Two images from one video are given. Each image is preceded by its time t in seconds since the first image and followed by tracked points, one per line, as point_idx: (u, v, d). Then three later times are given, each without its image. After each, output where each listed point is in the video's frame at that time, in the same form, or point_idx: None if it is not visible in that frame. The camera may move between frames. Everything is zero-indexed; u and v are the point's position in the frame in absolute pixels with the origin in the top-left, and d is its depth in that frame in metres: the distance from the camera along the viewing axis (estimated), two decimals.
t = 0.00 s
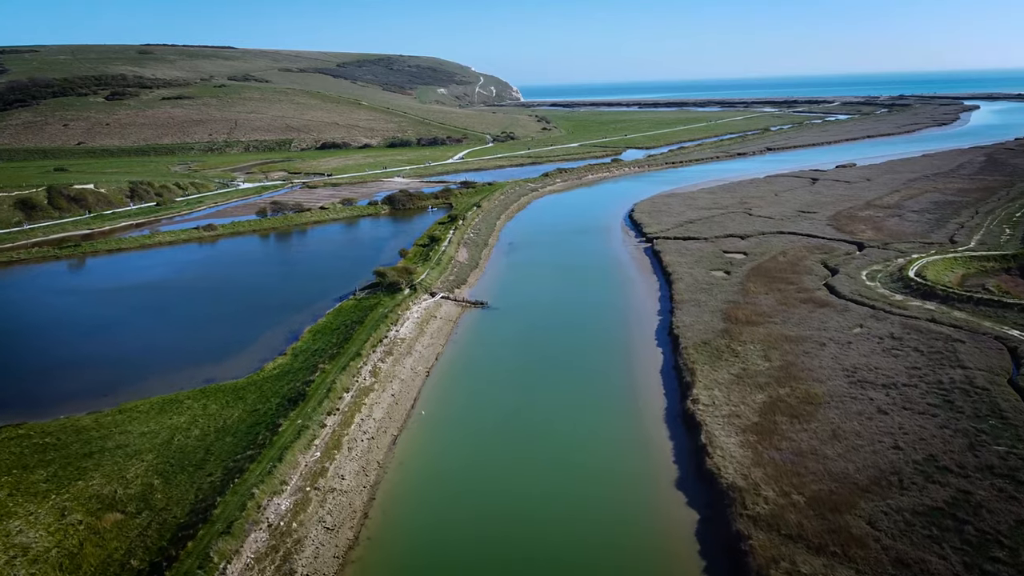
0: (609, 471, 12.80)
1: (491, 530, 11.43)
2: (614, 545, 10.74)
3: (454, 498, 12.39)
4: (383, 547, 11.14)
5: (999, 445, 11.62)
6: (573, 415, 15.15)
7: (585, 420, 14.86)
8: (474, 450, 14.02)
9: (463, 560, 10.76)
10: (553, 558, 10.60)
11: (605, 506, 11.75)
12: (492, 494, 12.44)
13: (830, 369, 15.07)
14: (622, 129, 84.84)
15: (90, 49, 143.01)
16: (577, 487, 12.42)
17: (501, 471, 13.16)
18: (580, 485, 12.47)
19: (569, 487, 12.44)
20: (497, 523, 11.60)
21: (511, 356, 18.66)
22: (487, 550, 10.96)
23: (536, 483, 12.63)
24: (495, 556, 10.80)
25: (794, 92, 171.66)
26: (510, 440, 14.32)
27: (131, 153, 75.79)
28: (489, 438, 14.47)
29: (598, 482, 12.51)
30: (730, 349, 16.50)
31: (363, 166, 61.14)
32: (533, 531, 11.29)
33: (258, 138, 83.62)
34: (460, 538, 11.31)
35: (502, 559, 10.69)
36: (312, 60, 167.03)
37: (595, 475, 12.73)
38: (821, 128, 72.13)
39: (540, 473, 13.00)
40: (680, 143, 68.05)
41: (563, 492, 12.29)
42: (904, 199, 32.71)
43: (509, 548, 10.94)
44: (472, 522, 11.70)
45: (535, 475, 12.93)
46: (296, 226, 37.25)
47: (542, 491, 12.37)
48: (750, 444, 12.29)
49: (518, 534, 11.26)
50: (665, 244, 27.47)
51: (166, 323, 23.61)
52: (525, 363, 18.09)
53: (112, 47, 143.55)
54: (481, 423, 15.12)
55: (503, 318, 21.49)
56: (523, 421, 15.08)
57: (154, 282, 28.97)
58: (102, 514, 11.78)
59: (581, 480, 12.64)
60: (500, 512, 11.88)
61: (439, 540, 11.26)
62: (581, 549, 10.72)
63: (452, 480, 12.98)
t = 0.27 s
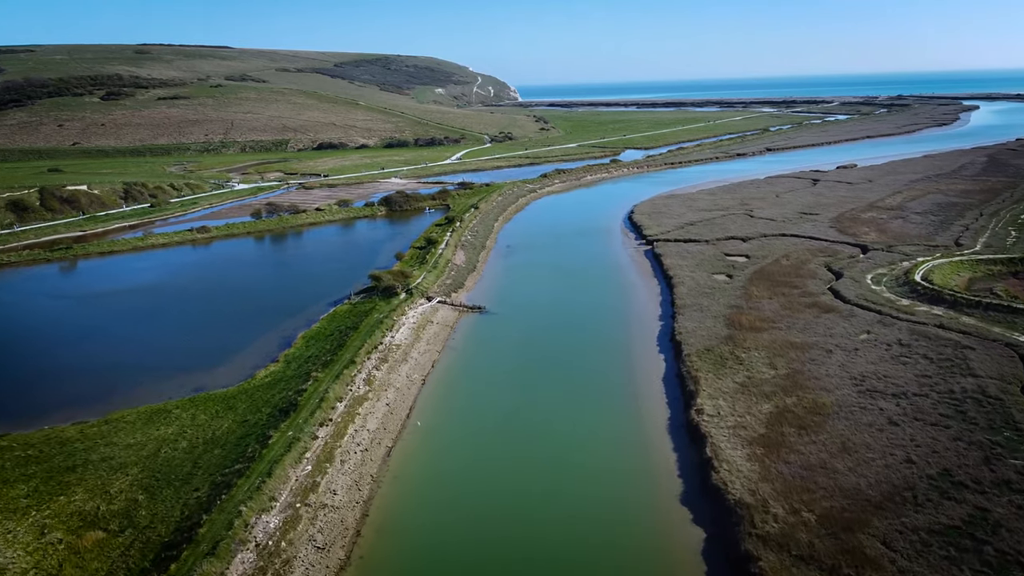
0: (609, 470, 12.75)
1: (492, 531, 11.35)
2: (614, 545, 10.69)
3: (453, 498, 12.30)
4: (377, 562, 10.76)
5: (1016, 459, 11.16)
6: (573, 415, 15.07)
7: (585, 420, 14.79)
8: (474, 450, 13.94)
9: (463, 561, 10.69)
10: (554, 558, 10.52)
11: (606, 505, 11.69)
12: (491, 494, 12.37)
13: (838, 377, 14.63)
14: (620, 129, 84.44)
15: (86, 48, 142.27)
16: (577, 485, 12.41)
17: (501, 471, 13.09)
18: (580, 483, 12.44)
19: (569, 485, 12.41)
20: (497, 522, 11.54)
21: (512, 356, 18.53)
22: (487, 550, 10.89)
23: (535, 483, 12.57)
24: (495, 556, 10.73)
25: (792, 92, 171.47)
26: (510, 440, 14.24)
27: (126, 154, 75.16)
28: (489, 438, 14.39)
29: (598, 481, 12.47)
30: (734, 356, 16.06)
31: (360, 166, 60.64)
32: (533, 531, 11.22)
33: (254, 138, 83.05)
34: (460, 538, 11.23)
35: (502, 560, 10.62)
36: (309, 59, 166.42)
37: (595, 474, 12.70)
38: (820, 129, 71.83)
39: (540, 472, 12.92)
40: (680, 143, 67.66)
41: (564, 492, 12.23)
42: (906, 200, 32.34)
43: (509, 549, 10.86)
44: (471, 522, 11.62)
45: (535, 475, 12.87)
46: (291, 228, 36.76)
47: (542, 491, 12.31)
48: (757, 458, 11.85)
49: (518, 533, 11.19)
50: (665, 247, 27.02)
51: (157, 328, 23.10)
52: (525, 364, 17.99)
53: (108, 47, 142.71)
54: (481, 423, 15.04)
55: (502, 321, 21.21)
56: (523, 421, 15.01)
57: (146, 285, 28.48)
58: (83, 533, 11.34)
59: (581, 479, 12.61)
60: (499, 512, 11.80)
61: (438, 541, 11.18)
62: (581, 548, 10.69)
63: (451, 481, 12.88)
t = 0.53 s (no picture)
0: (608, 470, 12.81)
1: (492, 531, 11.39)
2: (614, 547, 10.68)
3: (453, 500, 12.33)
4: None
5: None
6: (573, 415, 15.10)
7: (585, 420, 14.85)
8: (474, 450, 13.97)
9: (462, 563, 10.71)
10: (554, 558, 10.58)
11: (606, 505, 11.75)
12: (491, 495, 12.40)
13: (844, 387, 14.17)
14: (617, 129, 84.05)
15: (78, 48, 141.07)
16: (577, 485, 12.44)
17: (501, 472, 13.11)
18: (581, 484, 12.48)
19: (569, 486, 12.45)
20: (496, 523, 11.58)
21: (512, 356, 18.48)
22: (487, 551, 10.92)
23: (534, 483, 12.61)
24: (494, 557, 10.77)
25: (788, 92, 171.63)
26: (510, 441, 14.26)
27: (117, 154, 74.28)
28: (489, 438, 14.43)
29: (598, 481, 12.50)
30: (736, 364, 15.58)
31: (354, 167, 60.01)
32: (533, 531, 11.27)
33: (248, 138, 82.28)
34: (459, 540, 11.26)
35: (501, 560, 10.68)
36: (303, 59, 165.52)
37: (595, 475, 12.72)
38: (817, 129, 71.63)
39: (540, 473, 12.96)
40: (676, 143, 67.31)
41: (564, 491, 12.28)
42: (907, 202, 32.02)
43: (508, 548, 10.93)
44: (471, 523, 11.65)
45: (536, 475, 12.92)
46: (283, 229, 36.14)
47: (541, 491, 12.36)
48: (763, 474, 11.36)
49: (517, 535, 11.23)
50: (663, 249, 26.56)
51: (145, 334, 22.45)
52: (525, 364, 17.96)
53: (100, 46, 141.53)
54: (481, 424, 15.05)
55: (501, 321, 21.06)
56: (523, 421, 15.02)
57: (135, 289, 27.83)
58: (57, 556, 10.76)
59: (581, 479, 12.64)
60: (498, 513, 11.85)
61: (437, 544, 11.18)
62: (581, 550, 10.70)
63: (451, 483, 12.87)
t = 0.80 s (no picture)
0: (608, 469, 12.75)
1: (491, 530, 11.32)
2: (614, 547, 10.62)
3: (453, 499, 12.23)
4: None
5: None
6: (573, 413, 15.01)
7: (584, 418, 14.75)
8: (475, 449, 13.87)
9: (461, 562, 10.62)
10: (554, 558, 10.52)
11: (606, 505, 11.69)
12: (492, 494, 12.31)
13: (850, 397, 13.72)
14: (612, 129, 83.65)
15: (70, 48, 139.85)
16: (577, 484, 12.40)
17: (501, 471, 13.02)
18: (580, 482, 12.44)
19: (569, 484, 12.40)
20: (495, 522, 11.49)
21: (512, 355, 18.34)
22: (487, 550, 10.83)
23: (534, 482, 12.54)
24: (494, 556, 10.69)
25: (782, 92, 171.86)
26: (511, 440, 14.17)
27: (108, 155, 73.36)
28: (489, 436, 14.33)
29: (598, 479, 12.46)
30: (738, 373, 15.10)
31: (347, 168, 59.39)
32: (532, 530, 11.20)
33: (240, 139, 81.49)
34: (459, 539, 11.17)
35: (501, 558, 10.61)
36: (297, 59, 164.60)
37: (594, 473, 12.67)
38: (813, 129, 71.45)
39: (540, 472, 12.88)
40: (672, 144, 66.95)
41: (564, 491, 12.20)
42: (906, 205, 31.73)
43: (508, 547, 10.86)
44: (471, 522, 11.56)
45: (536, 473, 12.85)
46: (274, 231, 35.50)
47: (541, 491, 12.29)
48: (769, 491, 10.88)
49: (517, 533, 11.15)
50: (661, 252, 26.12)
51: (131, 340, 21.78)
52: (525, 362, 17.82)
53: (92, 46, 140.29)
54: (482, 422, 14.94)
55: (501, 320, 20.86)
56: (524, 420, 14.92)
57: (122, 294, 27.13)
58: None
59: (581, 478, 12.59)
60: (498, 511, 11.77)
61: (436, 544, 11.07)
62: (581, 549, 10.66)
63: (451, 482, 12.77)
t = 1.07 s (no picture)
0: (608, 469, 12.74)
1: (490, 529, 11.31)
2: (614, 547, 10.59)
3: (452, 499, 12.19)
4: None
5: None
6: (573, 414, 14.99)
7: (584, 419, 14.73)
8: (474, 449, 13.83)
9: (458, 562, 10.59)
10: (553, 557, 10.50)
11: (605, 505, 11.67)
12: (491, 493, 12.29)
13: (858, 407, 13.28)
14: (609, 129, 83.16)
15: (63, 48, 138.64)
16: (577, 483, 12.39)
17: (500, 471, 12.99)
18: (579, 481, 12.43)
19: (568, 484, 12.40)
20: (494, 522, 11.48)
21: (512, 354, 18.28)
22: (486, 549, 10.81)
23: (533, 482, 12.53)
24: (492, 555, 10.67)
25: (777, 92, 171.98)
26: (510, 439, 14.15)
27: (99, 155, 72.45)
28: (489, 436, 14.31)
29: (598, 479, 12.46)
30: (741, 381, 14.61)
31: (341, 168, 58.74)
32: (531, 530, 11.19)
33: (233, 139, 80.68)
34: (457, 538, 11.14)
35: (499, 557, 10.60)
36: (291, 59, 163.68)
37: (594, 473, 12.66)
38: (809, 129, 71.21)
39: (539, 472, 12.86)
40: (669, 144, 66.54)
41: (562, 490, 12.20)
42: (906, 207, 31.39)
43: (506, 546, 10.85)
44: (469, 521, 11.54)
45: (535, 472, 12.84)
46: (266, 233, 34.82)
47: (540, 491, 12.26)
48: (777, 509, 10.41)
49: (516, 533, 11.13)
50: (659, 255, 25.68)
51: (117, 349, 21.08)
52: (525, 362, 17.78)
53: (84, 45, 138.93)
54: (482, 421, 14.91)
55: (502, 321, 20.76)
56: (524, 420, 14.89)
57: (109, 300, 26.34)
58: None
59: (580, 477, 12.57)
60: (496, 511, 11.76)
61: (434, 544, 11.03)
62: (580, 549, 10.64)
63: (450, 482, 12.73)
